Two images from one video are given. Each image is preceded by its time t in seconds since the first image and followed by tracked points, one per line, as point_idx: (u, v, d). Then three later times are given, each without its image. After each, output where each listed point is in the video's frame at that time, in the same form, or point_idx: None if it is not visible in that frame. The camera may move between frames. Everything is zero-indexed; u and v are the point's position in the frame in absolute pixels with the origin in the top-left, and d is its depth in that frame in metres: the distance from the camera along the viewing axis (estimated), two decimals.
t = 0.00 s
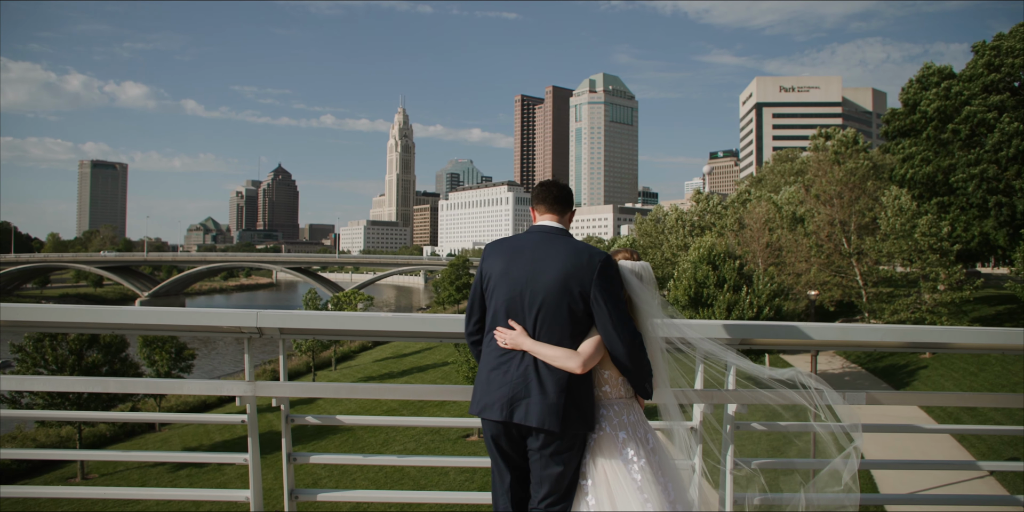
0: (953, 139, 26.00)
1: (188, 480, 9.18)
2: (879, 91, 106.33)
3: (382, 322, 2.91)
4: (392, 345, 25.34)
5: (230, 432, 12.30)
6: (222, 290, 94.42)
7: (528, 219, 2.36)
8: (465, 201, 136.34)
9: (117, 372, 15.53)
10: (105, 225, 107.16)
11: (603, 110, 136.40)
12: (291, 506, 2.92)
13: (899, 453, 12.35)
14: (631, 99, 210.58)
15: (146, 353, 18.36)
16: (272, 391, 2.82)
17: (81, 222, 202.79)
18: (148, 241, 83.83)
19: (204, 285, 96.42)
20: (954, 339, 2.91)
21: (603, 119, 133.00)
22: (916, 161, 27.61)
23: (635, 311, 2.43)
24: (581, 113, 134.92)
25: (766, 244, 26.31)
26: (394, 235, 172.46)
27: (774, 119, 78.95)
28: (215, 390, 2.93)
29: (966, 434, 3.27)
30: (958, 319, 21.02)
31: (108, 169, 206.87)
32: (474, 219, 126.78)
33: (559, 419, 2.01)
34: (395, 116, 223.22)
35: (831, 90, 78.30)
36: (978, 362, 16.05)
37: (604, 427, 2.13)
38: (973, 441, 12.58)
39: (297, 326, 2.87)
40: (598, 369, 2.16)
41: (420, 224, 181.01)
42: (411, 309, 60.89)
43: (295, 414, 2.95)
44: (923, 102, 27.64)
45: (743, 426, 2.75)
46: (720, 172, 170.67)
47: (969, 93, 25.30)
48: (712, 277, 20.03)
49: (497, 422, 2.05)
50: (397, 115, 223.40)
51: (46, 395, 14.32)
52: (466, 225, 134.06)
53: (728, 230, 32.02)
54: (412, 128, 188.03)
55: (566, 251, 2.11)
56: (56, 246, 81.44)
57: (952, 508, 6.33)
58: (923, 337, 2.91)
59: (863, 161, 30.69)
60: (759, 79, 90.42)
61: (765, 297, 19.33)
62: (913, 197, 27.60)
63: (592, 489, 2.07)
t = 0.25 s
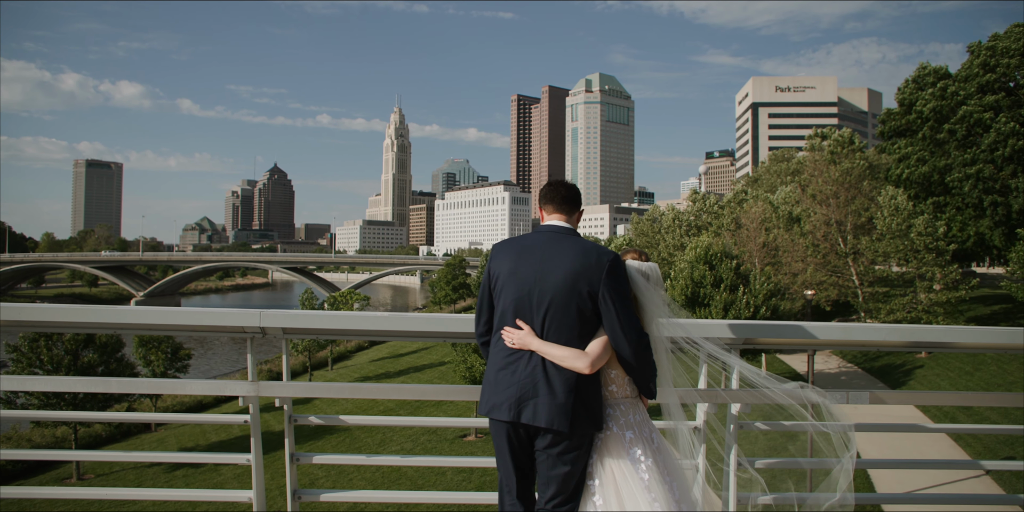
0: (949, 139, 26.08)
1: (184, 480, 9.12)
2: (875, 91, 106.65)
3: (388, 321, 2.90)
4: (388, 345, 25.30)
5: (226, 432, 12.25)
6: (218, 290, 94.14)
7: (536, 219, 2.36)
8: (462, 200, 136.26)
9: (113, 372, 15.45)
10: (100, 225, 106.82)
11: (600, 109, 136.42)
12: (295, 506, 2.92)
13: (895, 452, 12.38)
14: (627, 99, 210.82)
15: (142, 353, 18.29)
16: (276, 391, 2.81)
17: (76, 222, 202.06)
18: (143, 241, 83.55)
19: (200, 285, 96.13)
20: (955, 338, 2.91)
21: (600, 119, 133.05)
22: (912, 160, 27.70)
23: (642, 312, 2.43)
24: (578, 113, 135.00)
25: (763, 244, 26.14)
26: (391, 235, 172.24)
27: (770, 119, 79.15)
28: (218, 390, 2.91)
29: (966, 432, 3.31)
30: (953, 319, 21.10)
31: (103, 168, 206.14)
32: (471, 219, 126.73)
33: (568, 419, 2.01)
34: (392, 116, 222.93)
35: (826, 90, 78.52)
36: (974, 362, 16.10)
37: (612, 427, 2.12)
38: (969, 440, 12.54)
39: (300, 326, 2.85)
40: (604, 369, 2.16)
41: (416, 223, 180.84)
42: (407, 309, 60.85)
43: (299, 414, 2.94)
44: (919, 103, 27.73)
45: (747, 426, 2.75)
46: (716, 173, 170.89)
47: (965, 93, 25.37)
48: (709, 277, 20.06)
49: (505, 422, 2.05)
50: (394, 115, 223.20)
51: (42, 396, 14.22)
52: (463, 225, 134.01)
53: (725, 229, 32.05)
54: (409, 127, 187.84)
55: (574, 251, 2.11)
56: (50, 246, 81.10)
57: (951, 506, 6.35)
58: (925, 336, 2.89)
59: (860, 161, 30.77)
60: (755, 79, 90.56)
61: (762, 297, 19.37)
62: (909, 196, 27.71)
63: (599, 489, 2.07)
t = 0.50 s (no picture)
0: (946, 139, 26.14)
1: (182, 480, 9.10)
2: (870, 92, 107.05)
3: (393, 322, 2.90)
4: (385, 345, 25.26)
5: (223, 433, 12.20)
6: (214, 290, 93.83)
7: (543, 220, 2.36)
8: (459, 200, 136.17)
9: (109, 372, 15.37)
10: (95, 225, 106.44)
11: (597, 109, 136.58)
12: (298, 507, 2.92)
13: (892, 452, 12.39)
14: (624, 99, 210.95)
15: (138, 353, 18.21)
16: (280, 392, 2.80)
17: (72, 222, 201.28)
18: (139, 241, 83.30)
19: (196, 285, 95.86)
20: (959, 338, 2.93)
21: (597, 119, 133.19)
22: (908, 161, 27.81)
23: (649, 312, 2.43)
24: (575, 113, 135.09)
25: (760, 244, 26.47)
26: (388, 235, 172.07)
27: (767, 119, 79.31)
28: (223, 390, 2.90)
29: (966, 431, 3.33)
30: (950, 319, 21.15)
31: (99, 168, 205.53)
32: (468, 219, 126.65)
33: (576, 419, 2.00)
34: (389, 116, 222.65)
35: (823, 90, 78.68)
36: (970, 362, 15.97)
37: (619, 427, 2.12)
38: (965, 440, 12.55)
39: (304, 326, 2.84)
40: (612, 369, 2.15)
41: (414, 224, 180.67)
42: (404, 309, 60.80)
43: (302, 415, 2.92)
44: (916, 103, 27.81)
45: (752, 426, 2.73)
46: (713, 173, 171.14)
47: (962, 93, 25.45)
48: (706, 277, 20.08)
49: (514, 422, 2.05)
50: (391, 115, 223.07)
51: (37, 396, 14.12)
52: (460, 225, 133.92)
53: (722, 229, 32.09)
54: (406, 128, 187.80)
55: (581, 251, 2.11)
56: (46, 246, 80.70)
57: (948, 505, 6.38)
58: (929, 337, 2.89)
59: (856, 161, 30.85)
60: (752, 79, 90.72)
61: (759, 297, 19.39)
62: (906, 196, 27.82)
63: (607, 489, 2.07)
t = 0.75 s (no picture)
0: (941, 139, 26.27)
1: (177, 481, 9.05)
2: (865, 92, 107.55)
3: (395, 321, 2.90)
4: (381, 346, 25.28)
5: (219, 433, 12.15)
6: (209, 290, 93.53)
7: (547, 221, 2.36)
8: (455, 200, 136.09)
9: (104, 373, 15.30)
10: (89, 224, 105.98)
11: (593, 110, 136.78)
12: (300, 507, 2.92)
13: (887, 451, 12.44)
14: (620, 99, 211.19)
15: (133, 353, 18.12)
16: (283, 392, 2.81)
17: (65, 222, 200.25)
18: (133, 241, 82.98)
19: (190, 285, 95.53)
20: (961, 338, 2.92)
21: (592, 119, 133.43)
22: (903, 161, 27.97)
23: (654, 312, 2.44)
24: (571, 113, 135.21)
25: (756, 244, 27.08)
26: (383, 235, 171.83)
27: (762, 119, 79.57)
28: (226, 390, 2.90)
29: (964, 430, 3.35)
30: (944, 319, 21.23)
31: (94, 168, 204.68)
32: (464, 219, 126.61)
33: (582, 418, 2.01)
34: (385, 116, 222.47)
35: (817, 91, 78.96)
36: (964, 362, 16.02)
37: (625, 427, 2.13)
38: (960, 439, 12.60)
39: (307, 326, 2.85)
40: (617, 369, 2.15)
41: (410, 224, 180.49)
42: (400, 310, 60.72)
43: (304, 416, 2.92)
44: (911, 103, 27.94)
45: (754, 427, 2.68)
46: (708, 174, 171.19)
47: (957, 94, 25.56)
48: (702, 277, 20.13)
49: (520, 421, 2.05)
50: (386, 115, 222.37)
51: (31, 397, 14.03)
52: (457, 225, 133.90)
53: (718, 229, 32.16)
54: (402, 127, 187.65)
55: (586, 251, 2.11)
56: (39, 246, 80.24)
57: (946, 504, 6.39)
58: (931, 337, 2.90)
59: (852, 161, 30.98)
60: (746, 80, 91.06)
61: (755, 298, 19.47)
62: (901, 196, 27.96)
63: (612, 489, 2.07)
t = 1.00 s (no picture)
0: (935, 140, 26.41)
1: (171, 482, 9.02)
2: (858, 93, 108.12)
3: (397, 321, 2.89)
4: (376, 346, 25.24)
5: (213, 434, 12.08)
6: (202, 290, 93.12)
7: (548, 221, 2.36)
8: (451, 200, 135.98)
9: (98, 373, 15.20)
10: (82, 224, 105.32)
11: (588, 110, 136.98)
12: (301, 508, 2.92)
13: (881, 450, 12.50)
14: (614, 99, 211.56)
15: (126, 353, 18.01)
16: (284, 392, 2.80)
17: (58, 221, 198.95)
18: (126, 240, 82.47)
19: (184, 285, 95.07)
20: (958, 337, 2.93)
21: (587, 119, 133.69)
22: (897, 161, 28.11)
23: (656, 312, 2.45)
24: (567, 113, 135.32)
25: (751, 244, 27.23)
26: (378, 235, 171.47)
27: (756, 119, 79.87)
28: (226, 391, 2.88)
29: (962, 430, 3.38)
30: (938, 319, 21.34)
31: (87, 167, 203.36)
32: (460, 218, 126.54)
33: (585, 418, 2.01)
34: (380, 115, 222.09)
35: (811, 91, 79.29)
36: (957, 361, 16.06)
37: (628, 426, 2.13)
38: (954, 438, 12.65)
39: (307, 326, 2.84)
40: (620, 368, 2.15)
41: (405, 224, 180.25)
42: (395, 309, 60.64)
43: (305, 416, 2.92)
44: (905, 103, 28.10)
45: (754, 426, 2.68)
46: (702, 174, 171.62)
47: (950, 94, 25.71)
48: (697, 277, 20.20)
49: (522, 422, 2.05)
50: (381, 114, 221.80)
51: (24, 397, 13.92)
52: (452, 225, 133.83)
53: (712, 229, 32.24)
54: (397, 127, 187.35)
55: (588, 251, 2.11)
56: (31, 246, 79.69)
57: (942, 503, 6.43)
58: (931, 336, 2.91)
59: (845, 161, 31.14)
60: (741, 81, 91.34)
61: (749, 297, 19.55)
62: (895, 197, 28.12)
63: (614, 488, 2.07)
